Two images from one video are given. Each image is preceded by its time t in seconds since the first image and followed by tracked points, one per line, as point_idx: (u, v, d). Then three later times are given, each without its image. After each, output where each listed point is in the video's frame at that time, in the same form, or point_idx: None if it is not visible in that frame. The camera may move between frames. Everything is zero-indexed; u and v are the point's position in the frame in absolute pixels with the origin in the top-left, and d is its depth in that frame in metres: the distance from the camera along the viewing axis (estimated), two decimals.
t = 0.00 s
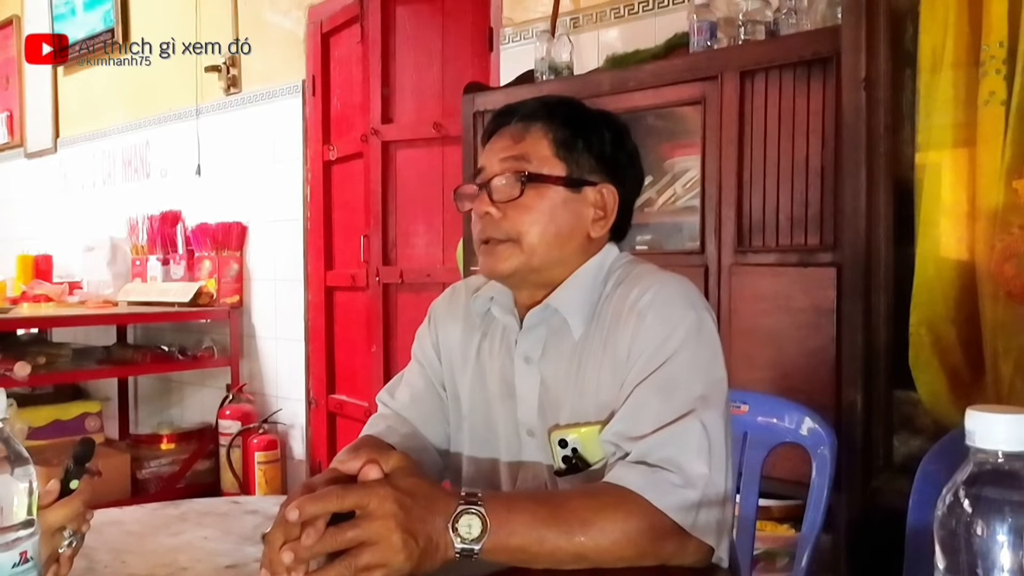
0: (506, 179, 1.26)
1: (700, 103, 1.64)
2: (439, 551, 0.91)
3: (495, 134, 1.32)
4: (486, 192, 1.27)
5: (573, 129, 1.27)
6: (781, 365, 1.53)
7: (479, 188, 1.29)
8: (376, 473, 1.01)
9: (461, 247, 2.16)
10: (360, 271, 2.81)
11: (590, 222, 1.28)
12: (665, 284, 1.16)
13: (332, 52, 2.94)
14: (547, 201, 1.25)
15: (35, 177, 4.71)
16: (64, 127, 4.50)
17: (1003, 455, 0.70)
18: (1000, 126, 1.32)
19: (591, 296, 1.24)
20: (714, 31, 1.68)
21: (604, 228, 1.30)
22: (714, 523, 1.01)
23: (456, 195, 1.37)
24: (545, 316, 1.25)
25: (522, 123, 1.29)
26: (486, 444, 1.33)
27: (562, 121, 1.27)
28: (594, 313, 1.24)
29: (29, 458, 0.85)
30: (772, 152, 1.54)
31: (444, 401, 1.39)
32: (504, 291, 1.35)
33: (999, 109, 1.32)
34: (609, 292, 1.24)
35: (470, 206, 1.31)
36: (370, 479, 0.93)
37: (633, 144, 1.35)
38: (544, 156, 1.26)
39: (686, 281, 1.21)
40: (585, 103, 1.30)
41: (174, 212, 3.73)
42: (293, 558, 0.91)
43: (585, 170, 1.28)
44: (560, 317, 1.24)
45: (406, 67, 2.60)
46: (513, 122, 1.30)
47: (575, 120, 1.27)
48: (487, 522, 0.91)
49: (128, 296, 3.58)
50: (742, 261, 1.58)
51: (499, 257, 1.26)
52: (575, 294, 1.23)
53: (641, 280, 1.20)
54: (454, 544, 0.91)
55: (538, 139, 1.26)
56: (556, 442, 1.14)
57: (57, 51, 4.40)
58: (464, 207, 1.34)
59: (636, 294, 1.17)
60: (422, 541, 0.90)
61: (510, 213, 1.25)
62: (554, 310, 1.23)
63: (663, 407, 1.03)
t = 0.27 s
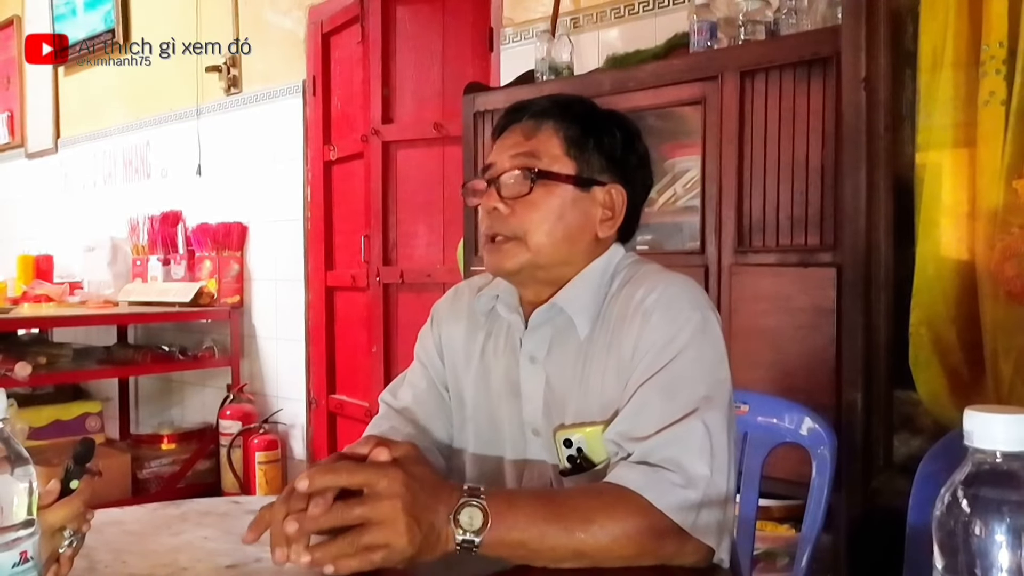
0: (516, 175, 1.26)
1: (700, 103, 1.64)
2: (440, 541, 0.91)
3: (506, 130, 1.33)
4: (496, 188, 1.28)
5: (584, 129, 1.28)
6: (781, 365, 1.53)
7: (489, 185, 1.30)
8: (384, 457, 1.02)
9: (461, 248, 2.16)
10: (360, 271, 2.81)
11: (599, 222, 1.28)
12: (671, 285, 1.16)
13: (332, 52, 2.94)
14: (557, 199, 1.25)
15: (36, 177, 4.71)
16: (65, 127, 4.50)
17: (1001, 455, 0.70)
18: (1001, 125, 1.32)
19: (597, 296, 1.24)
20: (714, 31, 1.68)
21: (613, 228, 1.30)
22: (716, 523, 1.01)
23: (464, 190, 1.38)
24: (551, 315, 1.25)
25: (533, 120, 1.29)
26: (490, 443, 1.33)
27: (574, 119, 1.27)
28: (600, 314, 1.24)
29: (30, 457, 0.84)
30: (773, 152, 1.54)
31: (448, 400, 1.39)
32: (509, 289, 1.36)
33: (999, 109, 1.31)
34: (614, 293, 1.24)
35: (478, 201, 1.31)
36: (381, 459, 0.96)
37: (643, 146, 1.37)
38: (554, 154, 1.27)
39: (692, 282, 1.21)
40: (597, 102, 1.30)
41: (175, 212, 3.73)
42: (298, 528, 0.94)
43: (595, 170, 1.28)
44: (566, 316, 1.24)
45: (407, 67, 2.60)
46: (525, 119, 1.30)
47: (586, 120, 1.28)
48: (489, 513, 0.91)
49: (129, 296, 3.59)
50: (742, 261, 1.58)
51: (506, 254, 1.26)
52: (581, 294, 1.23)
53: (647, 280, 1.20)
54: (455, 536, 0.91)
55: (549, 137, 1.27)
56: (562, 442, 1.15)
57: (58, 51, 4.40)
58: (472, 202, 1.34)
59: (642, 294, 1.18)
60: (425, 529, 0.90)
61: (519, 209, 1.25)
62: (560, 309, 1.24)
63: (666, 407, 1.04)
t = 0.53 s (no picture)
0: (516, 172, 1.26)
1: (700, 103, 1.64)
2: (439, 552, 0.91)
3: (509, 128, 1.33)
4: (495, 184, 1.28)
5: (586, 127, 1.28)
6: (782, 365, 1.53)
7: (489, 180, 1.30)
8: (375, 474, 1.01)
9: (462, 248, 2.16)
10: (361, 271, 2.81)
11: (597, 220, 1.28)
12: (669, 284, 1.16)
13: (333, 52, 2.95)
14: (556, 196, 1.25)
15: (38, 177, 4.72)
16: (66, 128, 4.50)
17: (1001, 455, 0.70)
18: (1001, 125, 1.31)
19: (595, 295, 1.24)
20: (714, 31, 1.69)
21: (612, 227, 1.30)
22: (715, 523, 1.01)
23: (466, 187, 1.38)
24: (549, 313, 1.25)
25: (535, 119, 1.30)
26: (489, 443, 1.33)
27: (575, 118, 1.28)
28: (598, 312, 1.24)
29: (31, 457, 0.84)
30: (773, 151, 1.54)
31: (447, 399, 1.39)
32: (509, 287, 1.36)
33: (999, 109, 1.31)
34: (612, 292, 1.24)
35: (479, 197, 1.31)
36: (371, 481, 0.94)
37: (645, 148, 1.37)
38: (555, 152, 1.27)
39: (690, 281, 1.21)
40: (600, 103, 1.31)
41: (176, 213, 3.73)
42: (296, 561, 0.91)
43: (595, 168, 1.28)
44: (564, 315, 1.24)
45: (408, 68, 2.60)
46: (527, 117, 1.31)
47: (588, 119, 1.28)
48: (487, 523, 0.91)
49: (130, 296, 3.59)
50: (743, 261, 1.58)
51: (504, 250, 1.26)
52: (579, 293, 1.23)
53: (645, 279, 1.20)
54: (455, 546, 0.91)
55: (550, 135, 1.27)
56: (559, 440, 1.15)
57: (59, 52, 4.40)
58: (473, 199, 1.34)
59: (641, 293, 1.17)
60: (423, 542, 0.90)
61: (518, 206, 1.25)
62: (558, 308, 1.24)
63: (665, 406, 1.04)
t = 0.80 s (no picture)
0: (512, 168, 1.27)
1: (701, 103, 1.64)
2: (441, 550, 0.91)
3: (510, 128, 1.34)
4: (492, 179, 1.28)
5: (584, 126, 1.28)
6: (783, 365, 1.53)
7: (486, 177, 1.30)
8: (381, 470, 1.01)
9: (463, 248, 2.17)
10: (362, 271, 2.81)
11: (593, 218, 1.28)
12: (668, 283, 1.16)
13: (334, 52, 2.95)
14: (551, 192, 1.25)
15: (39, 177, 4.72)
16: (67, 128, 4.50)
17: (1004, 455, 0.70)
18: (1003, 126, 1.31)
19: (593, 294, 1.24)
20: (716, 31, 1.69)
21: (608, 225, 1.29)
22: (716, 523, 1.01)
23: (466, 185, 1.39)
24: (547, 312, 1.25)
25: (534, 119, 1.31)
26: (489, 443, 1.33)
27: (572, 117, 1.29)
28: (596, 313, 1.24)
29: (33, 457, 0.84)
30: (774, 151, 1.54)
31: (447, 400, 1.39)
32: (508, 288, 1.35)
33: (1001, 109, 1.31)
34: (611, 292, 1.24)
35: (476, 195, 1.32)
36: (375, 476, 0.94)
37: (645, 151, 1.36)
38: (551, 149, 1.27)
39: (688, 280, 1.21)
40: (598, 104, 1.31)
41: (177, 213, 3.72)
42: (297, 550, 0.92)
43: (592, 167, 1.28)
44: (562, 315, 1.24)
45: (408, 68, 2.60)
46: (526, 118, 1.32)
47: (586, 118, 1.28)
48: (489, 522, 0.91)
49: (131, 296, 3.59)
50: (743, 261, 1.58)
51: (499, 245, 1.26)
52: (578, 292, 1.23)
53: (644, 278, 1.20)
54: (456, 544, 0.91)
55: (547, 133, 1.28)
56: (558, 440, 1.14)
57: (60, 52, 4.40)
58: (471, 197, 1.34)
59: (639, 293, 1.17)
60: (425, 539, 0.90)
61: (513, 201, 1.25)
62: (555, 307, 1.24)
63: (666, 407, 1.03)
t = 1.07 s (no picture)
0: (511, 169, 1.27)
1: (702, 103, 1.64)
2: (444, 548, 0.91)
3: (511, 128, 1.35)
4: (491, 180, 1.29)
5: (584, 126, 1.28)
6: (785, 365, 1.53)
7: (486, 177, 1.31)
8: (384, 466, 1.02)
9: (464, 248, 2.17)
10: (363, 271, 2.81)
11: (593, 218, 1.28)
12: (668, 283, 1.16)
13: (335, 52, 2.95)
14: (550, 192, 1.25)
15: (39, 177, 4.72)
16: (67, 128, 4.50)
17: (1006, 455, 0.70)
18: (1004, 126, 1.31)
19: (594, 294, 1.24)
20: (717, 31, 1.69)
21: (608, 225, 1.29)
22: (718, 523, 1.01)
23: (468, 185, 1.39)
24: (547, 313, 1.25)
25: (533, 119, 1.31)
26: (491, 442, 1.33)
27: (572, 117, 1.28)
28: (597, 313, 1.23)
29: (36, 458, 0.84)
30: (774, 151, 1.54)
31: (448, 400, 1.39)
32: (508, 288, 1.35)
33: (1002, 109, 1.31)
34: (612, 292, 1.24)
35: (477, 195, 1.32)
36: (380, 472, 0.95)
37: (646, 150, 1.35)
38: (551, 150, 1.27)
39: (689, 280, 1.21)
40: (598, 103, 1.31)
41: (178, 213, 3.73)
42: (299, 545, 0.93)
43: (592, 167, 1.28)
44: (563, 315, 1.24)
45: (409, 68, 2.60)
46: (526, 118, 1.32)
47: (586, 118, 1.28)
48: (491, 520, 0.91)
49: (132, 296, 3.59)
50: (744, 261, 1.58)
51: (499, 245, 1.26)
52: (578, 293, 1.23)
53: (644, 279, 1.20)
54: (459, 542, 0.91)
55: (546, 133, 1.28)
56: (559, 440, 1.14)
57: (61, 52, 4.40)
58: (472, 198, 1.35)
59: (640, 293, 1.17)
60: (429, 536, 0.90)
61: (513, 201, 1.26)
62: (555, 308, 1.24)
63: (667, 407, 1.03)
